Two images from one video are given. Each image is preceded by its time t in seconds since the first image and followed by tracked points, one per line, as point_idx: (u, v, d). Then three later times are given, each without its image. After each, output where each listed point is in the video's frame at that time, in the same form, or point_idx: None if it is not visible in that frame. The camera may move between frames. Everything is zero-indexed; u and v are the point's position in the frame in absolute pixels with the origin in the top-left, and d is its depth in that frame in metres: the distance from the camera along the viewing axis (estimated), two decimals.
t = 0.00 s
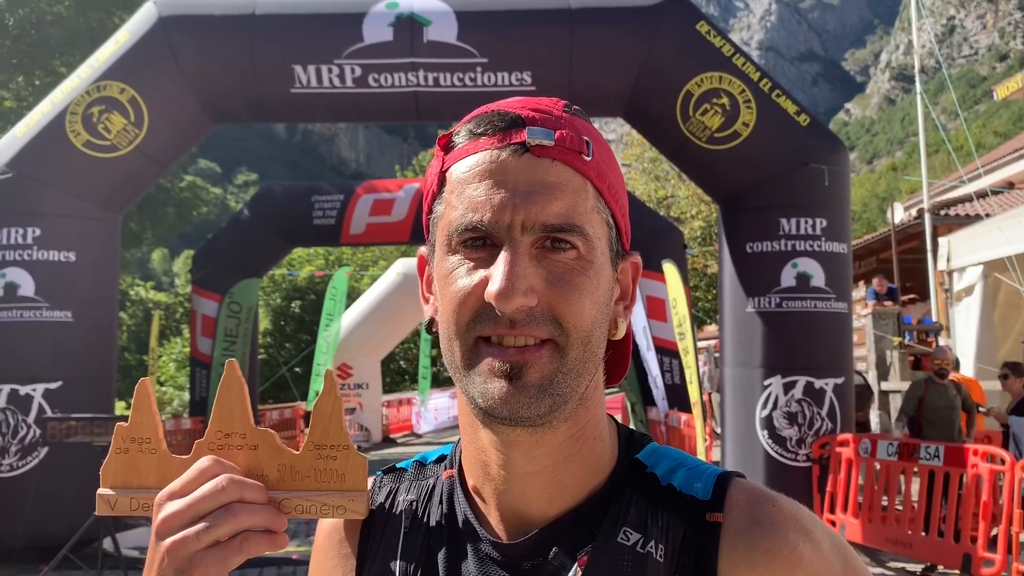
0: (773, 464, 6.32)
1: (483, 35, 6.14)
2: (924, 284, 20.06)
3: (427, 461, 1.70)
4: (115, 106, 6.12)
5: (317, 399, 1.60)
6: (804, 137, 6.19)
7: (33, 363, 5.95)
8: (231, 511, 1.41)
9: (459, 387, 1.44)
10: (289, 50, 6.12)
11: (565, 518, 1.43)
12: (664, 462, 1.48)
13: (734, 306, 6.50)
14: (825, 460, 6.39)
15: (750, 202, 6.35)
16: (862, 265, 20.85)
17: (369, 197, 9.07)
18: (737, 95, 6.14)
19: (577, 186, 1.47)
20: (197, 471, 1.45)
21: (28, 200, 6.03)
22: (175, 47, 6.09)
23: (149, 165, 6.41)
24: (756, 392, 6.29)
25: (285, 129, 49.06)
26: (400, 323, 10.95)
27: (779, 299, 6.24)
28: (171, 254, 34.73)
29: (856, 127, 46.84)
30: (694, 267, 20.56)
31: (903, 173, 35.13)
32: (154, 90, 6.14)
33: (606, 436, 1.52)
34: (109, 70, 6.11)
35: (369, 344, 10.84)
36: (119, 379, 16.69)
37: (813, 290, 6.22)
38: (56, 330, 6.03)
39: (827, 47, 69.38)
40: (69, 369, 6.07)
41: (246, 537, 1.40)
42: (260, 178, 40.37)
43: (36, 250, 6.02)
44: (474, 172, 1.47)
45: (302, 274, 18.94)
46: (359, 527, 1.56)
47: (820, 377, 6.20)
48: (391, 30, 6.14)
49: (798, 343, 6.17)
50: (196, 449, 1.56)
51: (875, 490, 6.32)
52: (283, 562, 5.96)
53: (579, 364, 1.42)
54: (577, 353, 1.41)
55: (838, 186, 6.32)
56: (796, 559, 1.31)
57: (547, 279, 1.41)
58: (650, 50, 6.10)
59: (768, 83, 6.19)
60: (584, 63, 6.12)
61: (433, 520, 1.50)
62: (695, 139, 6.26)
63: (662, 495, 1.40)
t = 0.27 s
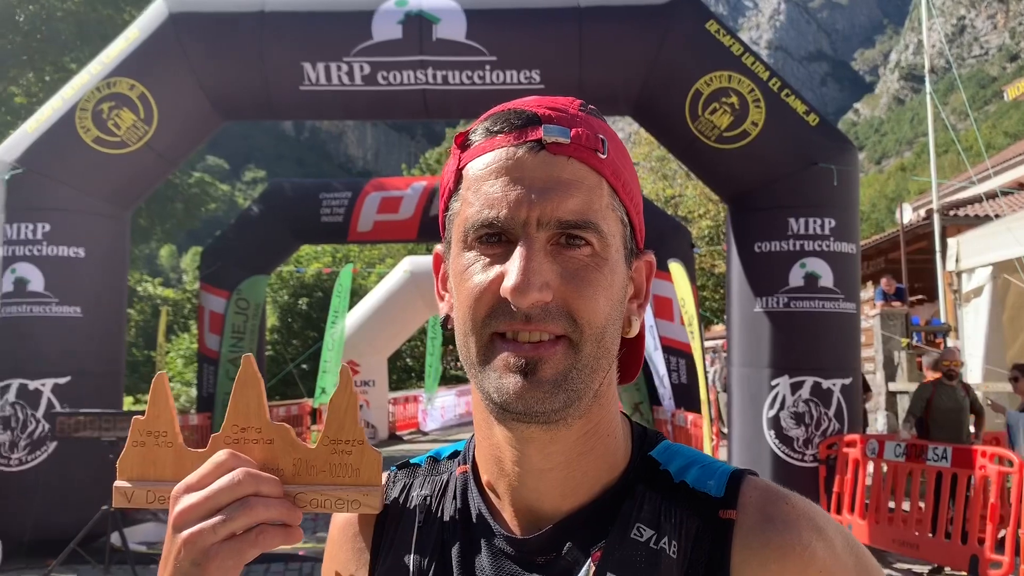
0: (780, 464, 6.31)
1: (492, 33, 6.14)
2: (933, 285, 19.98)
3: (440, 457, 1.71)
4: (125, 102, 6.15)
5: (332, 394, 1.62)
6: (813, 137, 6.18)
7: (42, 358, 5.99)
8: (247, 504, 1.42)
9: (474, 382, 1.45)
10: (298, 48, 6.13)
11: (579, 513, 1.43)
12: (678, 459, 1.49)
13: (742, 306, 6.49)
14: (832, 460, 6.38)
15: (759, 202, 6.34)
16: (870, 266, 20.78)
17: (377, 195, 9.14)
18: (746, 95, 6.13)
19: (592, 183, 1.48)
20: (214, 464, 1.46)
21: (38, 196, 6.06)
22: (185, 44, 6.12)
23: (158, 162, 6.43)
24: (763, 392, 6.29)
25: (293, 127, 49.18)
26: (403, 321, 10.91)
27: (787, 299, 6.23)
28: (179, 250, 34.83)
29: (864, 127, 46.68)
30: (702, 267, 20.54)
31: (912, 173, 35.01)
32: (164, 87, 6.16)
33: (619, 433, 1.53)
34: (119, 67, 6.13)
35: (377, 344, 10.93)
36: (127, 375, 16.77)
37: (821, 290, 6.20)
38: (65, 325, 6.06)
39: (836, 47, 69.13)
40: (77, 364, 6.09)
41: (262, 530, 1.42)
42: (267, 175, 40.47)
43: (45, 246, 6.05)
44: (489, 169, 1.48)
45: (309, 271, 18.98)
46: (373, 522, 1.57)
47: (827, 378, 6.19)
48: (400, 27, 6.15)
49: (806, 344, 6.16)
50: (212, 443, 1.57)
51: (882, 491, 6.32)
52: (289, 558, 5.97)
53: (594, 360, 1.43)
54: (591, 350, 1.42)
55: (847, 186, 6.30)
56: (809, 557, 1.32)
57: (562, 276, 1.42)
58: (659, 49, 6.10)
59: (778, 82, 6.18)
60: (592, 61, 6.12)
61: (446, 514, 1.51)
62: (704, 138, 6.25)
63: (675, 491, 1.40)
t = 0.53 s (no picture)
0: (786, 461, 6.30)
1: (500, 29, 6.14)
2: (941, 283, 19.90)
3: (453, 449, 1.71)
4: (134, 98, 6.17)
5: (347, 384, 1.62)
6: (822, 134, 6.16)
7: (52, 352, 6.02)
8: (262, 492, 1.43)
9: (486, 374, 1.45)
10: (306, 44, 6.14)
11: (591, 503, 1.44)
12: (690, 451, 1.49)
13: (750, 303, 6.48)
14: (839, 458, 6.38)
15: (767, 198, 6.32)
16: (878, 264, 20.71)
17: (384, 191, 9.12)
18: (754, 91, 6.12)
19: (603, 176, 1.48)
20: (229, 452, 1.47)
21: (47, 192, 6.08)
22: (194, 40, 6.13)
23: (167, 158, 6.45)
24: (771, 389, 6.28)
25: (300, 123, 49.27)
26: (411, 319, 10.92)
27: (794, 296, 6.22)
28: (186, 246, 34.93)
29: (872, 125, 46.51)
30: (709, 264, 20.51)
31: (920, 171, 34.87)
32: (172, 83, 6.18)
33: (631, 426, 1.53)
34: (128, 63, 6.15)
35: (383, 340, 10.94)
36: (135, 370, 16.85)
37: (829, 287, 6.19)
38: (73, 321, 6.08)
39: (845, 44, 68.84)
40: (86, 360, 6.12)
41: (276, 518, 1.42)
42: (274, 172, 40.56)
43: (55, 241, 6.08)
44: (501, 163, 1.48)
45: (317, 267, 19.01)
46: (386, 511, 1.58)
47: (835, 375, 6.17)
48: (408, 24, 6.16)
49: (814, 341, 6.14)
50: (227, 432, 1.58)
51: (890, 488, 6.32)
52: (296, 553, 5.99)
53: (605, 352, 1.43)
54: (603, 343, 1.42)
55: (855, 183, 6.28)
56: (822, 548, 1.32)
57: (574, 268, 1.42)
58: (667, 45, 6.09)
59: (786, 79, 6.16)
60: (600, 58, 6.11)
61: (459, 503, 1.52)
62: (712, 135, 6.24)
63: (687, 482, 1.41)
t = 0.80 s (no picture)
0: (789, 458, 6.29)
1: (503, 25, 6.13)
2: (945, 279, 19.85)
3: (454, 445, 1.71)
4: (136, 95, 6.17)
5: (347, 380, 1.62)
6: (826, 130, 6.14)
7: (55, 349, 6.03)
8: (261, 486, 1.43)
9: (487, 371, 1.45)
10: (309, 40, 6.14)
11: (591, 499, 1.43)
12: (692, 447, 1.49)
13: (752, 299, 6.47)
14: (843, 455, 6.36)
15: (770, 195, 6.31)
16: (882, 260, 20.67)
17: (387, 187, 9.15)
18: (758, 87, 6.10)
19: (605, 173, 1.47)
20: (229, 446, 1.47)
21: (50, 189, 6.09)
22: (196, 36, 6.13)
23: (170, 155, 6.45)
24: (773, 385, 6.27)
25: (303, 120, 49.27)
26: (415, 315, 10.92)
27: (798, 292, 6.20)
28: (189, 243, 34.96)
29: (876, 121, 46.38)
30: (712, 261, 20.48)
31: (924, 167, 34.77)
32: (175, 79, 6.18)
33: (633, 423, 1.53)
34: (130, 60, 6.15)
35: (386, 336, 10.94)
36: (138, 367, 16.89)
37: (832, 284, 6.18)
38: (77, 317, 6.09)
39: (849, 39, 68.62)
40: (89, 356, 6.13)
41: (275, 512, 1.42)
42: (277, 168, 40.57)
43: (58, 238, 6.09)
44: (503, 159, 1.48)
45: (320, 263, 19.01)
46: (386, 505, 1.58)
47: (838, 372, 6.15)
48: (411, 20, 6.14)
49: (817, 337, 6.13)
50: (226, 426, 1.58)
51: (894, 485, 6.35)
52: (299, 550, 6.00)
53: (607, 349, 1.42)
54: (604, 339, 1.41)
55: (859, 180, 6.26)
56: (825, 544, 1.31)
57: (575, 265, 1.42)
58: (670, 41, 6.07)
59: (790, 75, 6.14)
60: (603, 53, 6.10)
61: (458, 497, 1.52)
62: (715, 131, 6.23)
63: (688, 477, 1.40)
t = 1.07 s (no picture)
0: (791, 456, 6.28)
1: (504, 22, 6.12)
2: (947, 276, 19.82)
3: (456, 442, 1.71)
4: (137, 92, 6.16)
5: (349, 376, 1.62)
6: (828, 127, 6.13)
7: (57, 347, 6.03)
8: (263, 482, 1.42)
9: (490, 368, 1.45)
10: (310, 38, 6.13)
11: (593, 496, 1.43)
12: (694, 444, 1.48)
13: (754, 297, 6.46)
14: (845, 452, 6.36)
15: (772, 192, 6.30)
16: (883, 257, 20.65)
17: (389, 185, 9.13)
18: (760, 85, 6.08)
19: (609, 170, 1.47)
20: (230, 442, 1.47)
21: (51, 186, 6.09)
22: (197, 34, 6.13)
23: (171, 153, 6.45)
24: (775, 383, 6.27)
25: (304, 118, 49.24)
26: (416, 314, 10.90)
27: (799, 290, 6.19)
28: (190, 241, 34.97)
29: (878, 118, 46.31)
30: (713, 258, 20.47)
31: (926, 164, 34.71)
32: (176, 77, 6.17)
33: (635, 420, 1.52)
34: (132, 57, 6.15)
35: (387, 334, 10.92)
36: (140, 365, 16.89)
37: (834, 281, 6.17)
38: (78, 315, 6.09)
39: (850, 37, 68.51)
40: (90, 354, 6.13)
41: (276, 509, 1.42)
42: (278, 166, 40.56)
43: (59, 236, 6.09)
44: (507, 156, 1.48)
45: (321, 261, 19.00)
46: (388, 502, 1.57)
47: (840, 369, 6.15)
48: (412, 17, 6.14)
49: (819, 335, 6.12)
50: (228, 423, 1.58)
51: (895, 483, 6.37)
52: (301, 547, 6.00)
53: (609, 347, 1.42)
54: (606, 337, 1.41)
55: (861, 177, 6.25)
56: (828, 541, 1.31)
57: (578, 262, 1.41)
58: (672, 38, 6.06)
59: (792, 72, 6.12)
60: (605, 51, 6.08)
61: (460, 493, 1.52)
62: (717, 129, 6.22)
63: (690, 473, 1.40)
